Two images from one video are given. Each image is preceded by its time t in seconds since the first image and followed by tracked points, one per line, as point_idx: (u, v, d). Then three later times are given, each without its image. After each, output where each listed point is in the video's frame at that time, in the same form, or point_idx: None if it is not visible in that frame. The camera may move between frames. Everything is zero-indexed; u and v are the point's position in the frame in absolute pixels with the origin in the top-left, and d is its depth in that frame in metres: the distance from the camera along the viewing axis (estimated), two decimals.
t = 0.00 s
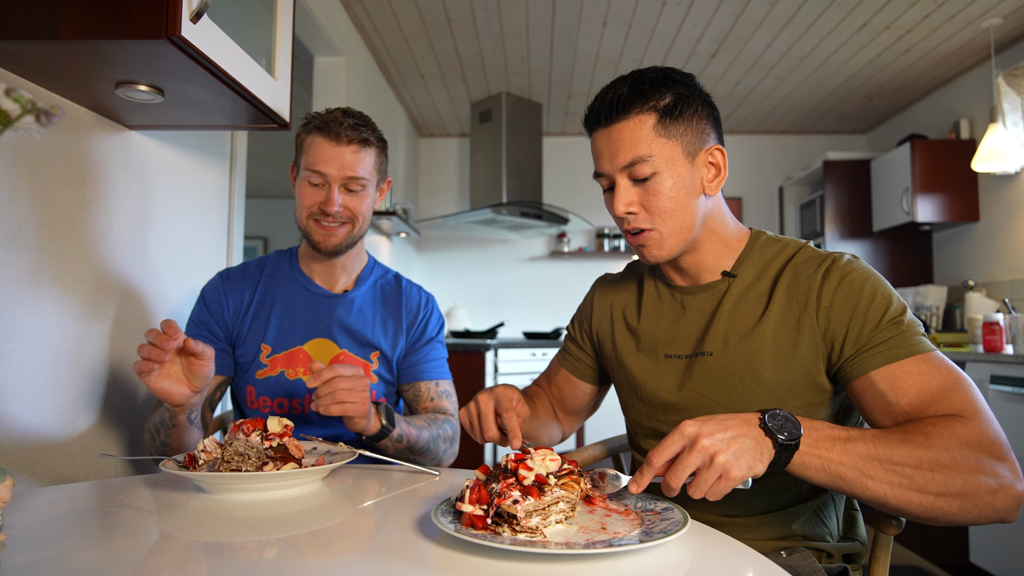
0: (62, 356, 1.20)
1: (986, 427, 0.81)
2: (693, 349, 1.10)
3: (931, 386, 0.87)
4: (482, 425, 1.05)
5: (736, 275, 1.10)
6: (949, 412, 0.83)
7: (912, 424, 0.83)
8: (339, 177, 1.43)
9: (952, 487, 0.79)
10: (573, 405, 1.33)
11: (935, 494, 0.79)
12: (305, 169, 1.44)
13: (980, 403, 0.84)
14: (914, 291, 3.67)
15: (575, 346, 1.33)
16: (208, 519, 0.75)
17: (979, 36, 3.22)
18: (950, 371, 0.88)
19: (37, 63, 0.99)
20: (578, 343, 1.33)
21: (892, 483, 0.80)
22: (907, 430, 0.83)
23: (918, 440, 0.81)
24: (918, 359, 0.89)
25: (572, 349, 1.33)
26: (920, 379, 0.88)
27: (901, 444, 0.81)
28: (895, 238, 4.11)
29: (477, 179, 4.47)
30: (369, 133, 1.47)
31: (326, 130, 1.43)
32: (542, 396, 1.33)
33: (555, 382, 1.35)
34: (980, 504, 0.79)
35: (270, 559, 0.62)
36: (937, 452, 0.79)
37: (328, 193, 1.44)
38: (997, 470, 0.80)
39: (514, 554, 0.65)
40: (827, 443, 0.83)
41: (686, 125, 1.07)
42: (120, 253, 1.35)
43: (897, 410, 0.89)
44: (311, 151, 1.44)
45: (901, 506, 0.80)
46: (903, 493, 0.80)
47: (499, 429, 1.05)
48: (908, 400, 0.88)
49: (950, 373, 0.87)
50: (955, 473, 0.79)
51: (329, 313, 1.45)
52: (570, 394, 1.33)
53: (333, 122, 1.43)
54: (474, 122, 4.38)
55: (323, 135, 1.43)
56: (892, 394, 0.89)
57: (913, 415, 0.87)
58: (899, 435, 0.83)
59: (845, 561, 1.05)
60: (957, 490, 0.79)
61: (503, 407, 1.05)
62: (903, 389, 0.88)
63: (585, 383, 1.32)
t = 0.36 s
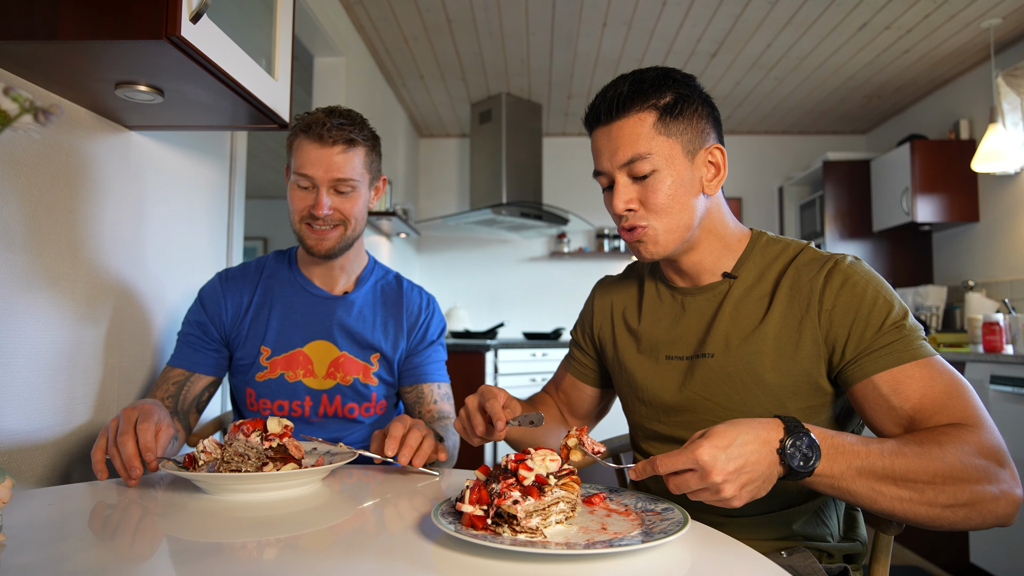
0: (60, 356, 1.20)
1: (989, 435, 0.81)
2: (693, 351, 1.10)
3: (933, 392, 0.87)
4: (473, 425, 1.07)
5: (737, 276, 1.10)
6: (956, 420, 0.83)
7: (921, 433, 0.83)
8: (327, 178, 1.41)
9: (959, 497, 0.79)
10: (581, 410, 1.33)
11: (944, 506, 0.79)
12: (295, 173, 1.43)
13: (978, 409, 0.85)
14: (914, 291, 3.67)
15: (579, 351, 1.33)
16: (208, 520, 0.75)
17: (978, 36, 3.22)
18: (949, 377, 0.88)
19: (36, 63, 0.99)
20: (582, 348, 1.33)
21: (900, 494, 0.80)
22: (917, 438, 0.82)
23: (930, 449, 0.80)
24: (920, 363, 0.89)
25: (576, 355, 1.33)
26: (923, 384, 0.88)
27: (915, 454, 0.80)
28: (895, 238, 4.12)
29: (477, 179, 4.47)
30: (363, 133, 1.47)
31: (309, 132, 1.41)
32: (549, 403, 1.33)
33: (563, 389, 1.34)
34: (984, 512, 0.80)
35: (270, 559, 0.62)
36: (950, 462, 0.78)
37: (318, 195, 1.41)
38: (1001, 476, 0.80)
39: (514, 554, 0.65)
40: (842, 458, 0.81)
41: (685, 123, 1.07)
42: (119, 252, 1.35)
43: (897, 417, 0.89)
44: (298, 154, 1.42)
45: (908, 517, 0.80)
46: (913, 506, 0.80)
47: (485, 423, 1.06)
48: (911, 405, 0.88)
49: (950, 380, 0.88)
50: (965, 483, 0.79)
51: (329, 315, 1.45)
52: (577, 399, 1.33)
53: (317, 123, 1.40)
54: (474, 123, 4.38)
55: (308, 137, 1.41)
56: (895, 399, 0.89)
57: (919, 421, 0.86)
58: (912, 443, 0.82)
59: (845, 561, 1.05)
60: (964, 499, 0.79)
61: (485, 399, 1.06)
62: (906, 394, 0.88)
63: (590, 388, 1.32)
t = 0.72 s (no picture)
0: (59, 356, 1.21)
1: (985, 442, 0.81)
2: (686, 359, 1.11)
3: (929, 397, 0.87)
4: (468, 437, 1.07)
5: (726, 282, 1.10)
6: (953, 427, 0.83)
7: (919, 438, 0.82)
8: (318, 182, 1.38)
9: (956, 506, 0.78)
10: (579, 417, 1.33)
11: (941, 514, 0.79)
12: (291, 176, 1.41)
13: (974, 414, 0.84)
14: (914, 292, 3.67)
15: (572, 359, 1.33)
16: (207, 521, 0.75)
17: (978, 37, 3.23)
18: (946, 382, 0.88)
19: (36, 63, 0.99)
20: (574, 356, 1.33)
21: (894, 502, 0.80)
22: (916, 444, 0.81)
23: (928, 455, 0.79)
24: (912, 369, 0.89)
25: (570, 365, 1.33)
26: (917, 389, 0.88)
27: (914, 461, 0.79)
28: (894, 240, 4.12)
29: (477, 180, 4.47)
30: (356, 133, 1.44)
31: (298, 135, 1.37)
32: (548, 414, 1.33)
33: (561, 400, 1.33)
34: (981, 521, 0.79)
35: (269, 560, 0.62)
36: (948, 471, 0.78)
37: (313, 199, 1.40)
38: (1000, 485, 0.80)
39: (513, 555, 0.65)
40: (839, 462, 0.80)
41: (671, 128, 1.06)
42: (118, 252, 1.36)
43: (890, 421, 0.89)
44: (289, 156, 1.38)
45: (903, 524, 0.80)
46: (907, 513, 0.80)
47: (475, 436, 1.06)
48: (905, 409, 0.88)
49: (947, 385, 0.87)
50: (962, 492, 0.78)
51: (325, 318, 1.45)
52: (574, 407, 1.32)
53: (306, 125, 1.37)
54: (474, 124, 4.39)
55: (298, 141, 1.37)
56: (886, 404, 0.89)
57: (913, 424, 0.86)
58: (910, 448, 0.81)
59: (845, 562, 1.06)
60: (961, 509, 0.78)
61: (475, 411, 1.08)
62: (897, 399, 0.88)
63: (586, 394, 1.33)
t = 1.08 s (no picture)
0: (58, 357, 1.20)
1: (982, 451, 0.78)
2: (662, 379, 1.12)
3: (922, 402, 0.85)
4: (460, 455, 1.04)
5: (695, 301, 1.09)
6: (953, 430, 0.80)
7: (914, 434, 0.81)
8: (303, 190, 1.30)
9: (944, 512, 0.77)
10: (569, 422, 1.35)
11: (927, 518, 0.78)
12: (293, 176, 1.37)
13: (974, 424, 0.82)
14: (914, 293, 3.67)
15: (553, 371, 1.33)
16: (208, 522, 0.75)
17: (978, 38, 3.23)
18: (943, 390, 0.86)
19: (35, 64, 0.99)
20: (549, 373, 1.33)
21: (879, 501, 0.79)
22: (911, 440, 0.80)
23: (922, 454, 0.78)
24: (899, 378, 0.87)
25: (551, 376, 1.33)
26: (908, 395, 0.86)
27: (906, 457, 0.78)
28: (894, 240, 4.12)
29: (476, 181, 4.47)
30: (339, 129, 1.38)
31: (281, 135, 1.27)
32: (539, 420, 1.35)
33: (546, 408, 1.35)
34: (970, 531, 0.77)
35: (270, 561, 0.62)
36: (940, 472, 0.76)
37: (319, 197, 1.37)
38: (995, 496, 0.78)
39: (513, 557, 0.65)
40: (833, 444, 0.80)
41: (611, 150, 1.02)
42: (119, 254, 1.36)
43: (885, 421, 0.87)
44: (271, 160, 1.29)
45: (886, 523, 0.80)
46: (889, 510, 0.79)
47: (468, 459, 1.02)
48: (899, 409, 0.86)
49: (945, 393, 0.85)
50: (950, 497, 0.77)
51: (316, 325, 1.44)
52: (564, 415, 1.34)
53: (288, 127, 1.27)
54: (474, 125, 4.39)
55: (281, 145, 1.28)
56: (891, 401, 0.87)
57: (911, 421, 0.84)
58: (905, 444, 0.80)
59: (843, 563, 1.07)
60: (950, 516, 0.77)
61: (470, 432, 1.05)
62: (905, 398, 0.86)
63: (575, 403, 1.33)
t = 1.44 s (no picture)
0: (59, 350, 1.20)
1: (989, 460, 0.78)
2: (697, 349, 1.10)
3: (938, 412, 0.84)
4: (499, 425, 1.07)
5: (743, 277, 1.08)
6: (950, 443, 0.81)
7: (909, 458, 0.81)
8: (366, 176, 1.44)
9: (954, 523, 0.76)
10: (580, 398, 1.35)
11: (938, 531, 0.76)
12: (329, 163, 1.43)
13: (985, 431, 0.82)
14: (916, 287, 3.66)
15: (581, 339, 1.35)
16: (209, 513, 0.75)
17: (981, 31, 3.21)
18: (956, 396, 0.85)
19: (33, 55, 0.99)
20: (584, 338, 1.34)
21: (890, 521, 0.77)
22: (906, 464, 0.80)
23: (919, 474, 0.78)
24: (928, 380, 0.86)
25: (578, 342, 1.35)
26: (928, 402, 0.84)
27: (902, 479, 0.78)
28: (897, 234, 4.10)
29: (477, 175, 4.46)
30: (381, 127, 1.46)
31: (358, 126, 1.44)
32: (549, 389, 1.35)
33: (562, 375, 1.36)
34: (981, 541, 0.77)
35: (269, 553, 0.62)
36: (938, 485, 0.76)
37: (353, 189, 1.43)
38: (1002, 501, 0.77)
39: (513, 548, 0.65)
40: (825, 477, 0.79)
41: (710, 113, 1.05)
42: (118, 246, 1.35)
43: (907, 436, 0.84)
44: (341, 145, 1.43)
45: (898, 544, 0.77)
46: (904, 531, 0.77)
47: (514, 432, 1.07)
48: (911, 422, 0.85)
49: (957, 400, 0.84)
50: (957, 508, 0.76)
51: (330, 310, 1.45)
52: (577, 387, 1.35)
53: (362, 119, 1.44)
54: (475, 118, 4.38)
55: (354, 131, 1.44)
56: (894, 415, 0.87)
57: (905, 443, 0.85)
58: (900, 470, 0.80)
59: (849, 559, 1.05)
60: (960, 526, 0.76)
61: (526, 413, 1.09)
62: (907, 411, 0.86)
63: (591, 376, 1.34)
